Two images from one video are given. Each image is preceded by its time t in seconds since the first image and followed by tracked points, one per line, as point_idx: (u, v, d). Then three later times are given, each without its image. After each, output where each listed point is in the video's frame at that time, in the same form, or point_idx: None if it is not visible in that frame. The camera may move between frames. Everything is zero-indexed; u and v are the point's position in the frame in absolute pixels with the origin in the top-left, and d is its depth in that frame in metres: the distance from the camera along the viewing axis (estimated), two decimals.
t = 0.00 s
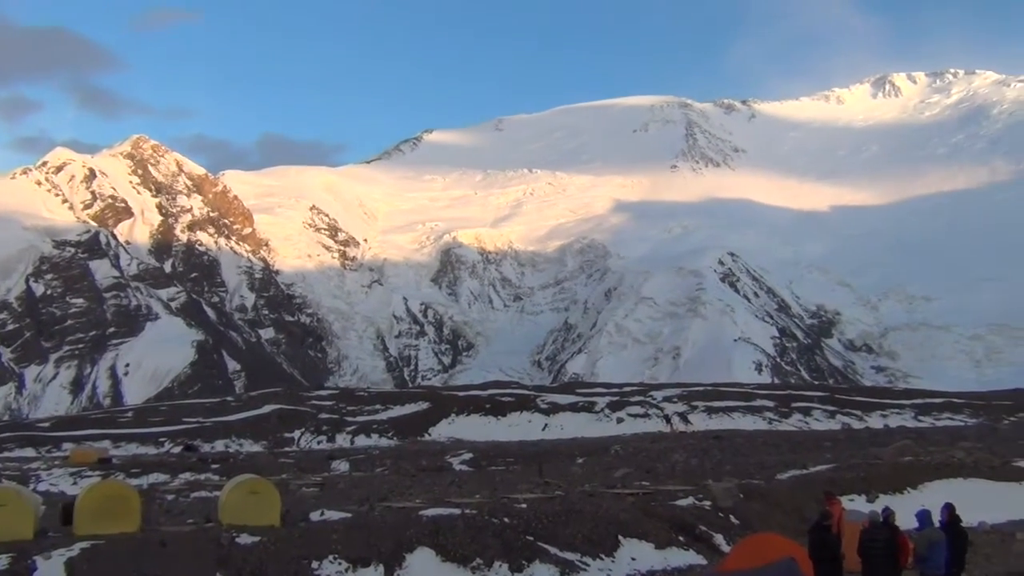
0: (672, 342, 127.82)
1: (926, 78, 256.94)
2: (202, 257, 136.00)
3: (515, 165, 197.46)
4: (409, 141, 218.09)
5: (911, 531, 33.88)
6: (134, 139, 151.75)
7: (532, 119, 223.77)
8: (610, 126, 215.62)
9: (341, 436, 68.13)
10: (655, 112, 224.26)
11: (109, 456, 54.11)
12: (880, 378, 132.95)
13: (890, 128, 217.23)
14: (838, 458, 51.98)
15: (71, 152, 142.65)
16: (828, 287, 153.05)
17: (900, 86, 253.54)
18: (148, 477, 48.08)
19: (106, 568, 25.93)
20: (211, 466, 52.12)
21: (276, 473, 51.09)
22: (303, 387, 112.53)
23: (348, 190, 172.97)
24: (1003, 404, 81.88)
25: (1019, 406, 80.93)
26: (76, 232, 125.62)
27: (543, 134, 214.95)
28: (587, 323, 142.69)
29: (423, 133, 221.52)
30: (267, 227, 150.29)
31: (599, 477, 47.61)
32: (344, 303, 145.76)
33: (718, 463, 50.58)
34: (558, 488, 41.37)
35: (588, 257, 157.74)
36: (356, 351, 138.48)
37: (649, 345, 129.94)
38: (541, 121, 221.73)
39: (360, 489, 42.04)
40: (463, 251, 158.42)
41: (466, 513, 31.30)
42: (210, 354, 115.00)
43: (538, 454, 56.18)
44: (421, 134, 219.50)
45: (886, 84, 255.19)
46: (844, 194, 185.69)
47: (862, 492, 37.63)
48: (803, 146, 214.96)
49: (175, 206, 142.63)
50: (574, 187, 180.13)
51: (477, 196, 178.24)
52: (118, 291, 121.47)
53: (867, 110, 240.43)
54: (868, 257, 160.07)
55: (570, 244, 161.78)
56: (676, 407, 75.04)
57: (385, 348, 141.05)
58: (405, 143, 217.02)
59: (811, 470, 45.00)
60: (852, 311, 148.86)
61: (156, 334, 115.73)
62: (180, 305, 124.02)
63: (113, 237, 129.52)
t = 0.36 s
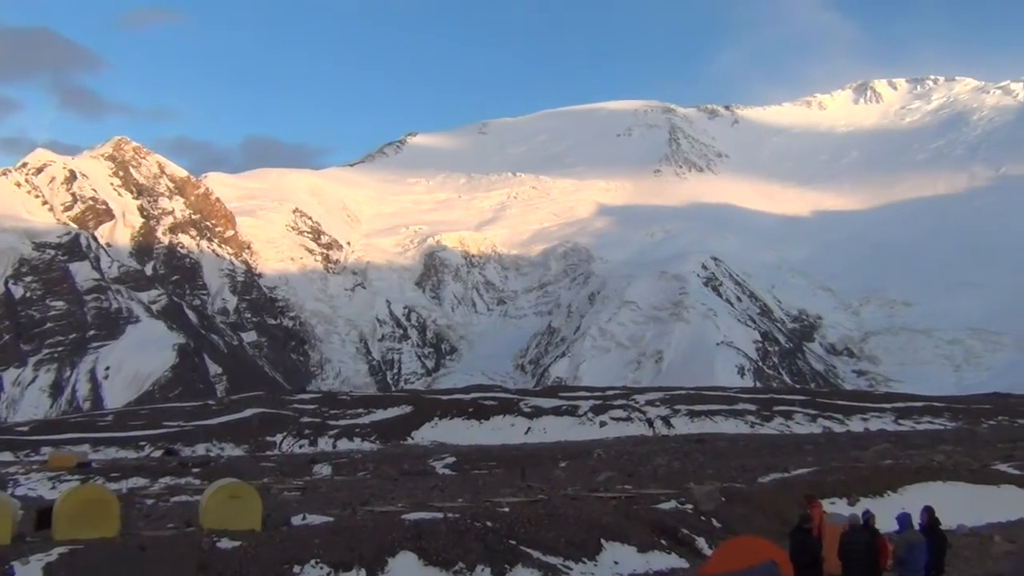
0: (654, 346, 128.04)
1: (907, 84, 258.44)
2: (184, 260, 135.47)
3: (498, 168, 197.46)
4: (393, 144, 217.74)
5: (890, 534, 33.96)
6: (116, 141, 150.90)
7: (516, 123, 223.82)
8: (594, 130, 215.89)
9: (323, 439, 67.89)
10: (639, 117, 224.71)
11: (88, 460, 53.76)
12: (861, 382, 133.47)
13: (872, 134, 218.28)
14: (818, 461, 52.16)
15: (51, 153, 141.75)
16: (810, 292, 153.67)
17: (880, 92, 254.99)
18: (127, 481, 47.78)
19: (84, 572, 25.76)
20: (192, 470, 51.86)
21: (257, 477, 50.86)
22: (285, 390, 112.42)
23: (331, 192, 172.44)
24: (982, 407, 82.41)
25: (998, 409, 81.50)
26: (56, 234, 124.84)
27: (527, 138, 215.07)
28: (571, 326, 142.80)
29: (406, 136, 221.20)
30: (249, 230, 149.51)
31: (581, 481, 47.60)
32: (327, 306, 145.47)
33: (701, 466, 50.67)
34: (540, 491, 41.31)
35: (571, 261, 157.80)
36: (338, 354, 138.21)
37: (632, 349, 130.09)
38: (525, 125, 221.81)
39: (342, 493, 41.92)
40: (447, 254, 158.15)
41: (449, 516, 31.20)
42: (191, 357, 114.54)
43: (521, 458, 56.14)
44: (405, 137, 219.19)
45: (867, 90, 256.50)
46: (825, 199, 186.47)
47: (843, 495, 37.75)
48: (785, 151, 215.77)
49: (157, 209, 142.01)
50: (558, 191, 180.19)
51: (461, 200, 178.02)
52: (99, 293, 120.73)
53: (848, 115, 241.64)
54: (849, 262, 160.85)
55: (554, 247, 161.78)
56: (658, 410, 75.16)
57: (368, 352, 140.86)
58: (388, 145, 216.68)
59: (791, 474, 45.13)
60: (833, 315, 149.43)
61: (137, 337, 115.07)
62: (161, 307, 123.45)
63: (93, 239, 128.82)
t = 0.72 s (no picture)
0: (640, 349, 128.19)
1: (890, 89, 259.51)
2: (168, 262, 134.97)
3: (484, 171, 197.39)
4: (379, 146, 217.52)
5: (873, 537, 34.03)
6: (99, 142, 150.23)
7: (502, 126, 223.80)
8: (579, 133, 216.09)
9: (308, 442, 67.70)
10: (624, 120, 225.04)
11: (71, 464, 53.50)
12: (845, 385, 133.92)
13: (856, 139, 219.08)
14: (803, 463, 52.26)
15: (34, 154, 140.99)
16: (794, 294, 154.17)
17: (864, 96, 256.10)
18: (111, 484, 47.56)
19: None
20: (176, 473, 51.68)
21: (241, 480, 50.70)
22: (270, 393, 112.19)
23: (317, 195, 172.05)
24: (964, 410, 82.83)
25: (980, 411, 81.92)
26: (39, 235, 124.28)
27: (513, 140, 215.09)
28: (556, 329, 142.90)
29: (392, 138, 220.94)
30: (234, 232, 149.00)
31: (566, 484, 47.61)
32: (312, 309, 145.12)
33: (686, 468, 50.72)
34: (526, 494, 41.31)
35: (557, 263, 157.90)
36: (323, 356, 137.94)
37: (618, 351, 130.21)
38: (512, 128, 221.84)
39: (327, 496, 41.80)
40: (432, 257, 158.02)
41: (434, 519, 31.14)
42: (175, 360, 114.13)
43: (507, 460, 56.10)
44: (391, 139, 218.93)
45: (851, 94, 257.49)
46: (810, 202, 187.06)
47: (827, 497, 37.84)
48: (770, 154, 216.42)
49: (141, 210, 141.50)
50: (544, 193, 180.25)
51: (446, 202, 177.88)
52: (81, 295, 120.09)
53: (832, 119, 242.45)
54: (833, 265, 161.45)
55: (540, 250, 161.78)
56: (643, 413, 75.24)
57: (353, 354, 140.61)
58: (374, 148, 216.39)
59: (776, 476, 45.24)
60: (817, 318, 149.91)
61: (120, 339, 114.52)
62: (145, 310, 122.96)
63: (76, 241, 128.31)
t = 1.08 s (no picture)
0: (626, 351, 128.30)
1: (876, 93, 260.66)
2: (153, 262, 134.43)
3: (471, 172, 197.43)
4: (366, 147, 217.26)
5: (856, 539, 34.11)
6: (84, 141, 149.37)
7: (490, 127, 223.77)
8: (566, 135, 216.26)
9: (293, 443, 67.55)
10: (611, 122, 225.30)
11: (54, 465, 53.23)
12: (830, 387, 134.35)
13: (842, 142, 219.91)
14: (788, 465, 52.38)
15: (18, 153, 140.06)
16: (780, 296, 154.58)
17: (850, 101, 257.18)
18: (94, 485, 47.34)
19: None
20: (160, 474, 51.50)
21: (225, 481, 50.55)
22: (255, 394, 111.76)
23: (303, 195, 171.64)
24: (948, 412, 83.27)
25: (964, 414, 82.29)
26: (23, 235, 123.58)
27: (500, 142, 215.06)
28: (543, 330, 142.97)
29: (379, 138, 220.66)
30: (219, 232, 148.56)
31: (552, 485, 47.61)
32: (298, 310, 144.72)
33: (672, 470, 50.77)
34: (512, 495, 41.31)
35: (544, 265, 158.01)
36: (309, 357, 137.57)
37: (604, 353, 130.26)
38: (499, 129, 221.84)
39: (313, 498, 41.67)
40: (419, 258, 157.89)
41: (420, 521, 31.08)
42: (160, 360, 113.72)
43: (493, 462, 56.07)
44: (378, 140, 218.64)
45: (837, 98, 258.55)
46: (796, 205, 187.59)
47: (811, 498, 37.90)
48: (755, 158, 217.06)
49: (126, 210, 140.84)
50: (531, 195, 180.33)
51: (434, 203, 177.72)
52: (65, 295, 119.40)
53: (818, 123, 243.30)
54: (818, 268, 162.05)
55: (527, 252, 161.84)
56: (629, 415, 75.31)
57: (340, 355, 140.32)
58: (361, 148, 216.05)
59: (761, 478, 45.37)
60: (802, 320, 150.32)
61: (104, 339, 114.01)
62: (130, 310, 122.51)
63: (60, 240, 127.59)
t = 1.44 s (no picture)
0: (611, 351, 128.45)
1: (861, 96, 261.86)
2: (137, 258, 133.70)
3: (457, 171, 197.34)
4: (352, 144, 216.82)
5: (837, 539, 34.31)
6: (67, 136, 148.21)
7: (477, 126, 223.58)
8: (553, 135, 216.26)
9: (277, 441, 67.39)
10: (598, 122, 225.39)
11: (35, 461, 52.91)
12: (813, 388, 134.77)
13: (827, 145, 220.77)
14: (771, 466, 52.53)
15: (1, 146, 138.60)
16: (764, 297, 155.02)
17: (835, 104, 258.31)
18: (76, 482, 47.10)
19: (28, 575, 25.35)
20: (142, 471, 51.29)
21: (208, 478, 50.38)
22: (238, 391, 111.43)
23: (289, 192, 171.13)
24: (930, 414, 83.69)
25: (945, 416, 82.76)
26: (5, 229, 122.67)
27: (487, 141, 214.88)
28: (528, 330, 143.09)
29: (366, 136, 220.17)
30: (204, 229, 147.96)
31: (535, 484, 47.64)
32: (283, 307, 144.20)
33: (655, 470, 50.87)
34: (496, 495, 41.29)
35: (529, 264, 158.10)
36: (294, 355, 137.21)
37: (589, 352, 130.40)
38: (486, 128, 221.69)
39: (296, 496, 41.57)
40: (404, 256, 157.77)
41: (403, 519, 31.07)
42: (143, 357, 113.35)
43: (477, 461, 56.07)
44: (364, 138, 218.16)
45: (822, 102, 259.62)
46: (781, 207, 188.14)
47: (793, 499, 38.06)
48: (741, 160, 217.74)
49: (110, 205, 139.91)
50: (517, 194, 180.34)
51: (420, 202, 177.52)
52: (47, 290, 118.64)
53: (804, 126, 244.17)
54: (803, 271, 162.67)
55: (513, 251, 161.93)
56: (613, 415, 75.41)
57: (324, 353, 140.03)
58: (347, 146, 215.50)
59: (744, 478, 45.49)
60: (786, 322, 150.78)
61: (86, 335, 113.52)
62: (112, 306, 122.08)
63: (43, 235, 126.62)
